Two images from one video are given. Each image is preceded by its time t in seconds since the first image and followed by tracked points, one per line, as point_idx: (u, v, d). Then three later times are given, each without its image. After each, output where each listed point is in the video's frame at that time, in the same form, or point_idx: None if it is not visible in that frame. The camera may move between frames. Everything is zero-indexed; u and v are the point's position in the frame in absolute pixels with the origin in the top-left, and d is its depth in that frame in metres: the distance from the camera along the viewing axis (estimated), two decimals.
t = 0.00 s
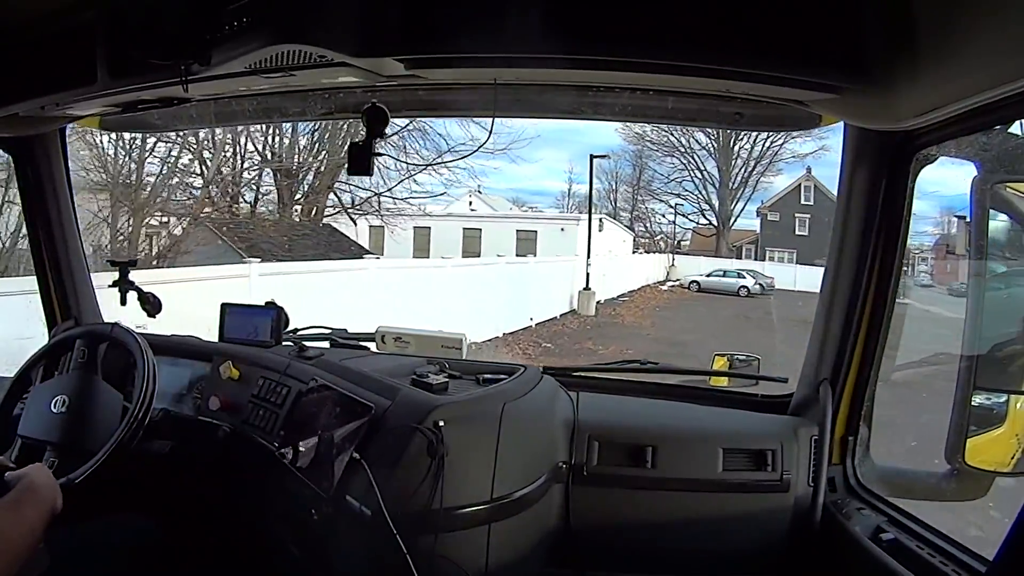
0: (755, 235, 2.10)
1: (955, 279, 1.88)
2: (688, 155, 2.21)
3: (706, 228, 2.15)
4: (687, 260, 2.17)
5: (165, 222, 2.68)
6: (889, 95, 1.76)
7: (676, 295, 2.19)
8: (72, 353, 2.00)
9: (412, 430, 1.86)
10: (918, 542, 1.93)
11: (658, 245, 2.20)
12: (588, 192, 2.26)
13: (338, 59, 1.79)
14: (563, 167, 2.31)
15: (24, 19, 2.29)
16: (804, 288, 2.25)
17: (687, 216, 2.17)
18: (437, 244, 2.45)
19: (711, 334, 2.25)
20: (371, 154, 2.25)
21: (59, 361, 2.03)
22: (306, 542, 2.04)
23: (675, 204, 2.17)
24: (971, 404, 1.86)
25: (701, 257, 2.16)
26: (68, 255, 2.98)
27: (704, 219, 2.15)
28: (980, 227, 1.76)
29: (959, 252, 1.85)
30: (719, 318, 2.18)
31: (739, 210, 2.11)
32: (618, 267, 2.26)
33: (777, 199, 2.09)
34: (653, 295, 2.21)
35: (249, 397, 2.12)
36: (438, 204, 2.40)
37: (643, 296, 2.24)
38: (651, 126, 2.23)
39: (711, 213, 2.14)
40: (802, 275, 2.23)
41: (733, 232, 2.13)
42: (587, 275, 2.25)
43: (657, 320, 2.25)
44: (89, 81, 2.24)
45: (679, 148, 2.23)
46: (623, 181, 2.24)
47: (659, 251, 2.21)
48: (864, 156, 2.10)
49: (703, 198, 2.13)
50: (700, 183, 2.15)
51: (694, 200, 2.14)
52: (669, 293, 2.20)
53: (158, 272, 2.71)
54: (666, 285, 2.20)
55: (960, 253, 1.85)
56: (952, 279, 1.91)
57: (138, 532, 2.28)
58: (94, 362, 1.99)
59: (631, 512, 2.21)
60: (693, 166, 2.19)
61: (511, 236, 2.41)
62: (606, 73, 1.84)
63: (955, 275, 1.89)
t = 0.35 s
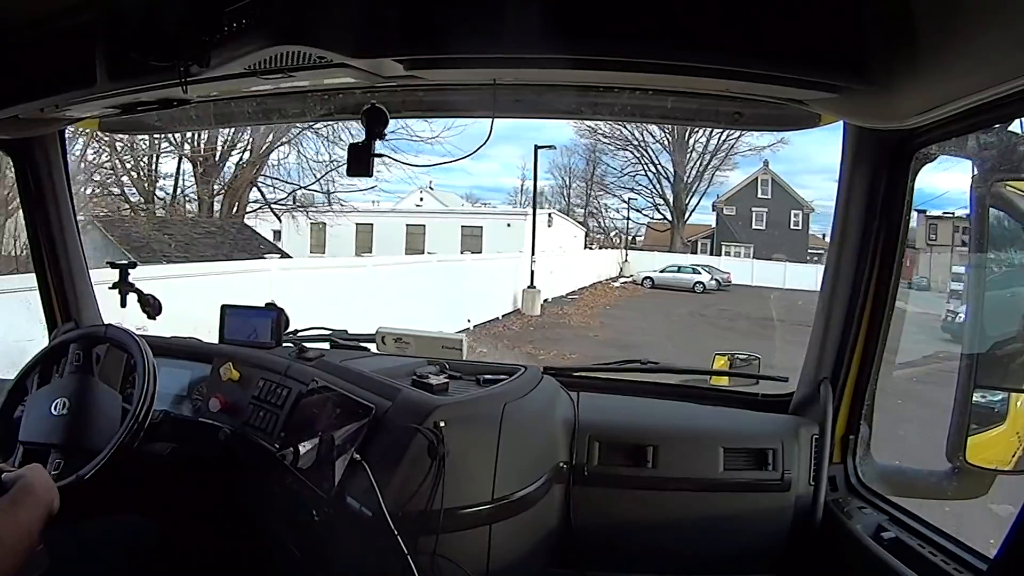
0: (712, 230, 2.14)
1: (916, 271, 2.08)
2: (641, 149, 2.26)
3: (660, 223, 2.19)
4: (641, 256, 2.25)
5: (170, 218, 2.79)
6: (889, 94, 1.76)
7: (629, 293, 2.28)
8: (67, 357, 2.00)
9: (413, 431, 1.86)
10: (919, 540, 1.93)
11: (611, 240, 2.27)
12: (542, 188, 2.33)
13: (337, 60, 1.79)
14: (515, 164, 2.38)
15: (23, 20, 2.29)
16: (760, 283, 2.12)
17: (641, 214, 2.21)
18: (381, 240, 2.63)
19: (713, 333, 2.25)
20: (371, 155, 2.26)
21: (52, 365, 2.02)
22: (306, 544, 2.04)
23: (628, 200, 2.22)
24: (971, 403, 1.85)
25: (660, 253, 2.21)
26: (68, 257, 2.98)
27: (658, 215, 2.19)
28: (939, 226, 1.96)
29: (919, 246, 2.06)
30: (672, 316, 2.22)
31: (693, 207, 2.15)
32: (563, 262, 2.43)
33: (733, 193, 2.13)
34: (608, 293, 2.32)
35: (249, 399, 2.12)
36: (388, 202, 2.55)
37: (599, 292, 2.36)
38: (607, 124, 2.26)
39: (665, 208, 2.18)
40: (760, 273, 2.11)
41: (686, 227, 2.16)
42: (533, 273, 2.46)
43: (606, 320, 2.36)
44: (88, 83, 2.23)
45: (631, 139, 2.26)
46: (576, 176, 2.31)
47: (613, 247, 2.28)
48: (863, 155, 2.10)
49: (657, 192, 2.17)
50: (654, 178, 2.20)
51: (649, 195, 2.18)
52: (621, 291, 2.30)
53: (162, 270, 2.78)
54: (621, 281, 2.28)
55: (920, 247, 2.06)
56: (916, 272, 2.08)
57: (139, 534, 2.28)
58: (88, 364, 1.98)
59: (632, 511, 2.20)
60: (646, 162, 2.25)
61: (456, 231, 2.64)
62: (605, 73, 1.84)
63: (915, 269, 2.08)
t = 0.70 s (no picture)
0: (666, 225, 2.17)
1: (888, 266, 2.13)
2: (592, 143, 2.28)
3: (614, 219, 2.20)
4: (593, 253, 2.28)
5: (154, 215, 2.76)
6: (890, 95, 1.76)
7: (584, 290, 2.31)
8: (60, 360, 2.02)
9: (413, 430, 1.87)
10: (918, 542, 1.94)
11: (564, 238, 2.30)
12: (495, 184, 2.33)
13: (338, 59, 1.79)
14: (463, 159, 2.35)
15: (23, 21, 2.29)
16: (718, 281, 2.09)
17: (596, 211, 2.21)
18: (320, 237, 2.66)
19: (713, 326, 2.23)
20: (371, 154, 2.26)
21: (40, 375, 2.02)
22: (306, 543, 2.04)
23: (581, 195, 2.21)
24: (971, 404, 1.85)
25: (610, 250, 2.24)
26: (69, 257, 2.98)
27: (613, 210, 2.19)
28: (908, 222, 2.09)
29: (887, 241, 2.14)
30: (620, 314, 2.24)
31: (646, 205, 2.17)
32: (523, 258, 2.43)
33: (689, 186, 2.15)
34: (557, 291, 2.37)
35: (249, 398, 2.12)
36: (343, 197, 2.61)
37: (548, 290, 2.41)
38: (564, 121, 2.30)
39: (619, 203, 2.18)
40: (717, 268, 2.09)
41: (641, 224, 2.19)
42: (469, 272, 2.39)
43: (549, 320, 2.40)
44: (89, 82, 2.24)
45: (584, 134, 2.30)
46: (530, 172, 2.30)
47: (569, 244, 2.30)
48: (864, 156, 2.10)
49: (610, 188, 2.17)
50: (607, 173, 2.20)
51: (602, 190, 2.18)
52: (571, 289, 2.33)
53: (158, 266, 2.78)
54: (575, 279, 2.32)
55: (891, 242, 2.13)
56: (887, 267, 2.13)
57: (139, 533, 2.28)
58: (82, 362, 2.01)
59: (631, 511, 2.20)
60: (599, 156, 2.25)
61: (399, 230, 2.55)
62: (605, 73, 1.84)
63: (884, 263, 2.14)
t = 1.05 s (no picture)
0: (622, 220, 2.32)
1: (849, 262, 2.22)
2: (547, 138, 2.33)
3: (569, 216, 2.30)
4: (545, 249, 2.43)
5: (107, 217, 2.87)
6: (890, 96, 1.76)
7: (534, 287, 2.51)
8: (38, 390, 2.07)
9: (412, 429, 1.87)
10: (918, 542, 1.94)
11: (516, 235, 2.42)
12: (452, 185, 2.41)
13: (338, 59, 1.78)
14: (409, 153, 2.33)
15: (22, 20, 2.29)
16: (675, 277, 2.23)
17: (549, 210, 2.31)
18: (259, 235, 2.63)
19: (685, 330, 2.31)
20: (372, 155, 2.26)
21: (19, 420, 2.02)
22: (305, 543, 2.04)
23: (533, 190, 2.28)
24: (971, 406, 1.85)
25: (557, 247, 2.42)
26: (69, 258, 2.98)
27: (567, 206, 2.27)
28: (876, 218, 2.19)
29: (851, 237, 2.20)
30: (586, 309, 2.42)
31: (599, 202, 2.27)
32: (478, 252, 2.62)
33: (646, 181, 2.27)
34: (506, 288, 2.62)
35: (248, 397, 2.12)
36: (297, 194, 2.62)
37: (496, 288, 2.70)
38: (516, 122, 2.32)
39: (574, 199, 2.26)
40: (673, 265, 2.21)
41: (595, 220, 2.30)
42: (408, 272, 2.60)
43: (494, 321, 2.56)
44: (89, 81, 2.24)
45: (535, 129, 2.33)
46: (485, 169, 2.37)
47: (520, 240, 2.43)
48: (863, 158, 2.10)
49: (564, 183, 2.24)
50: (561, 168, 2.27)
51: (556, 186, 2.25)
52: (524, 287, 2.56)
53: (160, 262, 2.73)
54: (529, 276, 2.52)
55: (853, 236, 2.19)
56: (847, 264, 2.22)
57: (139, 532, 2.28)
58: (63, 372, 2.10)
59: (630, 511, 2.20)
60: (552, 151, 2.31)
61: (342, 226, 2.69)
62: (605, 74, 1.84)
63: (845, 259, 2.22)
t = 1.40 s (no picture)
0: (585, 216, 2.36)
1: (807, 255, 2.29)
2: (507, 132, 2.30)
3: (531, 211, 2.30)
4: (505, 245, 2.49)
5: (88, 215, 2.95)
6: (888, 94, 1.76)
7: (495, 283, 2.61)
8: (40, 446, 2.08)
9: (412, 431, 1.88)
10: (918, 540, 1.94)
11: (475, 231, 2.45)
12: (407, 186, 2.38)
13: (336, 61, 1.78)
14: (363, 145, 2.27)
15: (20, 23, 2.29)
16: (641, 272, 2.44)
17: (512, 206, 2.30)
18: (207, 236, 2.57)
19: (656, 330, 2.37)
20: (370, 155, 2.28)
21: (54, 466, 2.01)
22: (306, 545, 2.04)
23: (493, 185, 2.26)
24: (971, 403, 1.84)
25: (518, 243, 2.46)
26: (67, 263, 2.98)
27: (529, 201, 2.27)
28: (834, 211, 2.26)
29: (810, 232, 2.26)
30: (548, 306, 2.56)
31: (561, 198, 2.26)
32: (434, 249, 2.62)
33: (607, 177, 2.30)
34: (465, 285, 2.69)
35: (247, 400, 2.12)
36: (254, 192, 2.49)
37: (451, 288, 2.72)
38: (479, 120, 2.29)
39: (536, 194, 2.25)
40: (638, 259, 2.43)
41: (558, 217, 2.31)
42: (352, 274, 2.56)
43: (454, 320, 2.58)
44: (88, 85, 2.24)
45: (496, 123, 2.28)
46: (446, 168, 2.31)
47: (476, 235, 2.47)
48: (861, 156, 2.11)
49: (525, 179, 2.23)
50: (522, 164, 2.25)
51: (518, 182, 2.23)
52: (480, 284, 2.64)
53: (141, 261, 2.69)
54: (489, 274, 2.62)
55: (810, 232, 2.26)
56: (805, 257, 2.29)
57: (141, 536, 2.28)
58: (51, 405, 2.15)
59: (630, 512, 2.20)
60: (513, 145, 2.29)
61: (290, 224, 2.52)
62: (602, 74, 1.84)
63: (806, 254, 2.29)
